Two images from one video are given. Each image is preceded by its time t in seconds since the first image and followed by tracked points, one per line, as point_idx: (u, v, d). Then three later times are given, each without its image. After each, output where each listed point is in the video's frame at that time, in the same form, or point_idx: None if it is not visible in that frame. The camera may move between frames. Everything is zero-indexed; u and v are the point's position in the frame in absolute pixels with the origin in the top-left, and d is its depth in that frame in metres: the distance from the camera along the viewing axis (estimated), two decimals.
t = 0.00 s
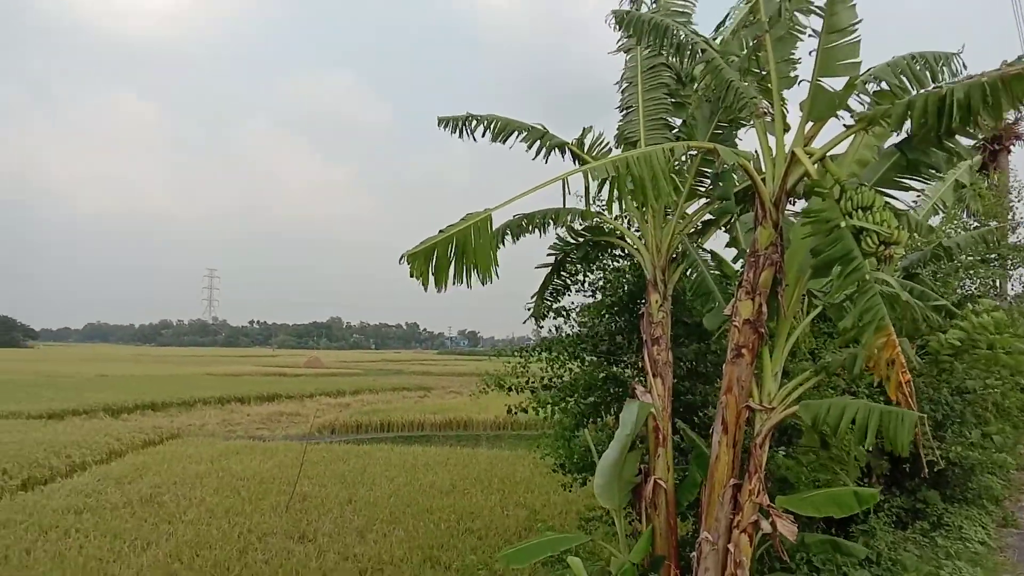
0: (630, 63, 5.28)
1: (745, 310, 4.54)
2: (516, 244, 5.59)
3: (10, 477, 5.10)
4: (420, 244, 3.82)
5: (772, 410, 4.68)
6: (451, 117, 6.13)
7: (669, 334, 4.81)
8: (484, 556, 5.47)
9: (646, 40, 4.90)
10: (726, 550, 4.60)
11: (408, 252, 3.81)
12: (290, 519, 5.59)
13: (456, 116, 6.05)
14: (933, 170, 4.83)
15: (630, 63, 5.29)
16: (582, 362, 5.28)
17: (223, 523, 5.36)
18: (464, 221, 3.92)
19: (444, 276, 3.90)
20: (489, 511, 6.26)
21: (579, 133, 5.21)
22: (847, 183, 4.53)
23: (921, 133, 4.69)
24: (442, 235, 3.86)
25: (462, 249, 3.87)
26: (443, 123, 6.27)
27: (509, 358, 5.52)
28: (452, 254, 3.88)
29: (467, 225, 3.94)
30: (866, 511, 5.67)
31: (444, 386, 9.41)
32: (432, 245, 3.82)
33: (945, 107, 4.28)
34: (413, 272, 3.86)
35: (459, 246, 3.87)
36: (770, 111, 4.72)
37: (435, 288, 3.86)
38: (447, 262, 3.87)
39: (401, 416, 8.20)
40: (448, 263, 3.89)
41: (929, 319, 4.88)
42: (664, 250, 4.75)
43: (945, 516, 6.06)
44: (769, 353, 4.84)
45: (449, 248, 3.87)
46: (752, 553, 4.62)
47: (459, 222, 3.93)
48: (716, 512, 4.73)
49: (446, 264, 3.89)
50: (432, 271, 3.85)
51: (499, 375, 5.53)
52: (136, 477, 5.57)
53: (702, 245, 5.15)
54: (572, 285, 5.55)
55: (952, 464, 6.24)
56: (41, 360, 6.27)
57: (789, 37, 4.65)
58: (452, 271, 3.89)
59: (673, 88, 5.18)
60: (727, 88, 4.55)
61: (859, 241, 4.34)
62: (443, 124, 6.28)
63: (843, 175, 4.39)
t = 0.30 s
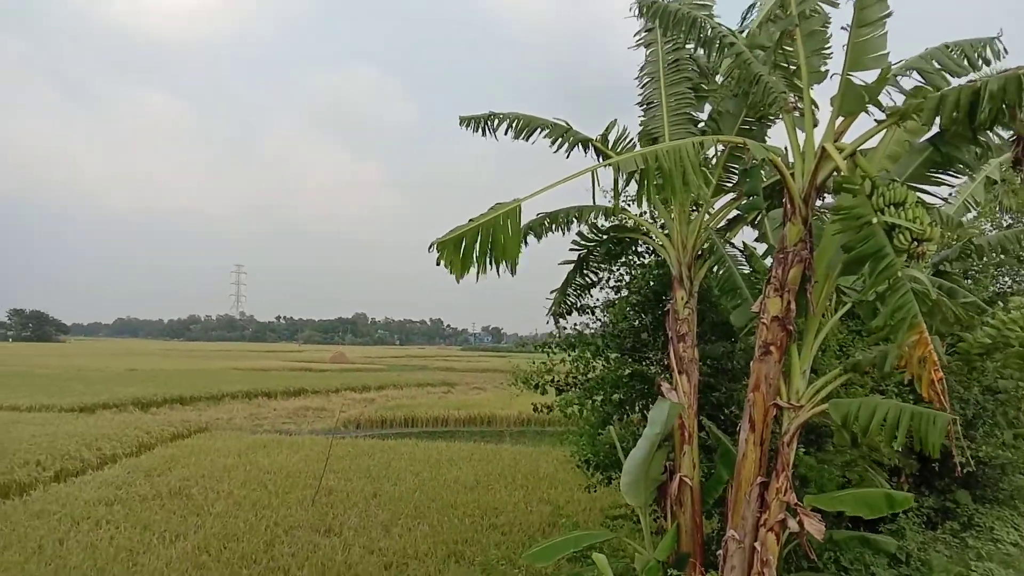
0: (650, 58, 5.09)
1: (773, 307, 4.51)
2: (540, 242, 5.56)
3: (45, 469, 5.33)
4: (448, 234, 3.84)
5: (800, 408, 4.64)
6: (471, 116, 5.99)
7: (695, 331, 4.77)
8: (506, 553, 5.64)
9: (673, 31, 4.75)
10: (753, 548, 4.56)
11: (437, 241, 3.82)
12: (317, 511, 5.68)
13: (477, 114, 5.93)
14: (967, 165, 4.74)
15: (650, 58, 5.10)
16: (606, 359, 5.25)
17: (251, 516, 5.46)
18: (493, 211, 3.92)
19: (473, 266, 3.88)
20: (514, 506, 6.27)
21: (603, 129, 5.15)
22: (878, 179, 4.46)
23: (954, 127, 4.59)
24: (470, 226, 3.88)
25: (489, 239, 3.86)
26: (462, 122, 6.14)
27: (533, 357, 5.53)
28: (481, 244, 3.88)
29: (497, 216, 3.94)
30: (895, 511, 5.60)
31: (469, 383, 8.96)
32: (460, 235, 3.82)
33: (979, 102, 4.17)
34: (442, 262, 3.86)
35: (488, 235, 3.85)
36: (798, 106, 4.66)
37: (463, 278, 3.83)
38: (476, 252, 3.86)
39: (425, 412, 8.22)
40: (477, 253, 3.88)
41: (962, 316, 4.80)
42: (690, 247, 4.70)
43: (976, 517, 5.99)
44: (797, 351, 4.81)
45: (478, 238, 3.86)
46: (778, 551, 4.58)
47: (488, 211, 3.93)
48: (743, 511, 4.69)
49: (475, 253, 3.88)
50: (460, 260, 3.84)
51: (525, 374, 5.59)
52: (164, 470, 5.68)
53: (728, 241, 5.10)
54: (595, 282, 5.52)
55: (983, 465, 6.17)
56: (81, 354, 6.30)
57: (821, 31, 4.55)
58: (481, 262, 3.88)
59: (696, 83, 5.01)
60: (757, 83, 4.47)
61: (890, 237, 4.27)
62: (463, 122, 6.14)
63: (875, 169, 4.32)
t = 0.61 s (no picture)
0: (678, 52, 5.06)
1: (806, 303, 4.46)
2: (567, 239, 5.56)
3: (83, 465, 5.86)
4: (494, 235, 3.80)
5: (834, 404, 4.59)
6: (498, 113, 6.02)
7: (727, 327, 4.73)
8: (537, 548, 5.44)
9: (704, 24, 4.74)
10: (786, 547, 4.51)
11: (483, 244, 3.76)
12: (347, 506, 5.80)
13: (504, 111, 5.96)
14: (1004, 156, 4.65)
15: (678, 52, 5.07)
16: (636, 357, 5.24)
17: (283, 512, 5.58)
18: (535, 212, 3.91)
19: (518, 268, 3.85)
20: (544, 503, 6.34)
21: (631, 124, 5.11)
22: (913, 171, 4.36)
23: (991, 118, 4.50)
24: (514, 227, 3.86)
25: (534, 240, 3.86)
26: (488, 118, 6.18)
27: (562, 356, 5.52)
28: (526, 246, 3.85)
29: (538, 216, 3.94)
30: (933, 509, 5.50)
31: (497, 380, 10.24)
32: (506, 236, 3.79)
33: (1019, 93, 4.07)
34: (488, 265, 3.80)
35: (532, 236, 3.85)
36: (831, 99, 4.60)
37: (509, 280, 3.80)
38: (522, 253, 3.83)
39: (453, 407, 9.55)
40: (522, 255, 3.84)
41: (1001, 310, 4.70)
42: (722, 243, 4.67)
43: (1017, 516, 5.86)
44: (831, 347, 4.75)
45: (523, 240, 3.84)
46: (813, 550, 4.51)
47: (529, 212, 3.91)
48: (776, 508, 4.64)
49: (520, 255, 3.84)
50: (506, 262, 3.80)
51: (554, 374, 5.53)
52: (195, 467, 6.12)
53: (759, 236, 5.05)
54: (623, 279, 5.50)
55: None
56: (119, 350, 7.81)
57: (853, 23, 4.46)
58: (526, 263, 3.85)
59: (725, 77, 4.96)
60: (790, 76, 4.42)
61: (926, 231, 4.18)
62: (488, 119, 6.18)
63: (911, 163, 4.25)
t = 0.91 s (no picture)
0: (709, 49, 5.01)
1: (836, 302, 4.41)
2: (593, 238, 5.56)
3: (114, 461, 7.10)
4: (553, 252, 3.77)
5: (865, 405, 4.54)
6: (523, 111, 6.05)
7: (756, 327, 4.70)
8: (564, 547, 5.38)
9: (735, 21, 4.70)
10: (815, 548, 4.45)
11: (542, 261, 3.76)
12: (374, 504, 6.02)
13: (530, 110, 5.99)
14: None
15: (709, 49, 5.02)
16: (662, 356, 5.21)
17: (309, 509, 5.81)
18: (590, 225, 3.92)
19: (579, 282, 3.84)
20: (570, 502, 6.48)
21: (660, 122, 5.10)
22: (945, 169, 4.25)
23: None
24: (572, 240, 3.84)
25: (591, 254, 3.86)
26: (511, 116, 6.22)
27: (589, 355, 5.54)
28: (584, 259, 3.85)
29: (594, 229, 3.95)
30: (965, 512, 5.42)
31: (525, 383, 14.53)
32: (564, 251, 3.79)
33: None
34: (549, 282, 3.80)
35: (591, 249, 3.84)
36: (862, 95, 4.54)
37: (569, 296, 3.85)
38: (582, 267, 3.83)
39: (476, 406, 13.18)
40: (582, 269, 3.84)
41: None
42: (751, 242, 4.66)
43: None
44: (862, 346, 4.71)
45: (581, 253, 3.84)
46: (843, 552, 4.45)
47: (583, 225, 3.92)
48: (805, 509, 4.60)
49: (580, 269, 3.84)
50: (568, 277, 3.80)
51: (580, 374, 5.55)
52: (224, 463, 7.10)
53: (788, 235, 5.01)
54: (648, 278, 5.50)
55: None
56: (144, 352, 12.20)
57: (884, 19, 4.43)
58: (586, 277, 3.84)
59: (757, 74, 4.92)
60: (821, 73, 4.38)
61: (958, 230, 4.11)
62: (511, 117, 6.23)
63: (943, 161, 4.18)
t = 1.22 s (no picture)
0: (744, 43, 4.97)
1: (871, 300, 4.35)
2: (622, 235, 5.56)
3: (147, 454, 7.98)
4: (618, 255, 3.71)
5: (899, 404, 4.47)
6: (549, 104, 6.02)
7: (788, 324, 4.66)
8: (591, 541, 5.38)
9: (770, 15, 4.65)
10: (847, 548, 4.39)
11: (607, 265, 3.68)
12: (401, 499, 6.20)
13: (557, 102, 5.97)
14: None
15: (744, 43, 4.98)
16: (692, 353, 5.19)
17: (338, 503, 6.00)
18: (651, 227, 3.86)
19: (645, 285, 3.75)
20: (596, 499, 6.61)
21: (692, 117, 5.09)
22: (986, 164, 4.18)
23: None
24: (634, 243, 3.78)
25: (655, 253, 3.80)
26: (537, 109, 6.22)
27: (618, 352, 5.57)
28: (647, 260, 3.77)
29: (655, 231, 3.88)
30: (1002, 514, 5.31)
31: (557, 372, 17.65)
32: (628, 253, 3.72)
33: None
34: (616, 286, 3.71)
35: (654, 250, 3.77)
36: (898, 90, 4.48)
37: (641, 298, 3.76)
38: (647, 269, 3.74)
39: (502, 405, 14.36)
40: (646, 271, 3.75)
41: None
42: (783, 238, 4.65)
43: None
44: (896, 344, 4.64)
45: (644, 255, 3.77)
46: (875, 553, 4.38)
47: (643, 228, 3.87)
48: (837, 509, 4.54)
49: (644, 271, 3.76)
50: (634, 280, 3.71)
51: (608, 372, 5.55)
52: (257, 455, 7.74)
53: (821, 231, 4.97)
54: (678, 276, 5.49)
55: None
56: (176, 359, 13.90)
57: (923, 12, 4.34)
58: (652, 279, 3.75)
59: (792, 68, 4.88)
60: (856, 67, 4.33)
61: (997, 227, 4.02)
62: (537, 109, 6.23)
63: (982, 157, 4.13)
